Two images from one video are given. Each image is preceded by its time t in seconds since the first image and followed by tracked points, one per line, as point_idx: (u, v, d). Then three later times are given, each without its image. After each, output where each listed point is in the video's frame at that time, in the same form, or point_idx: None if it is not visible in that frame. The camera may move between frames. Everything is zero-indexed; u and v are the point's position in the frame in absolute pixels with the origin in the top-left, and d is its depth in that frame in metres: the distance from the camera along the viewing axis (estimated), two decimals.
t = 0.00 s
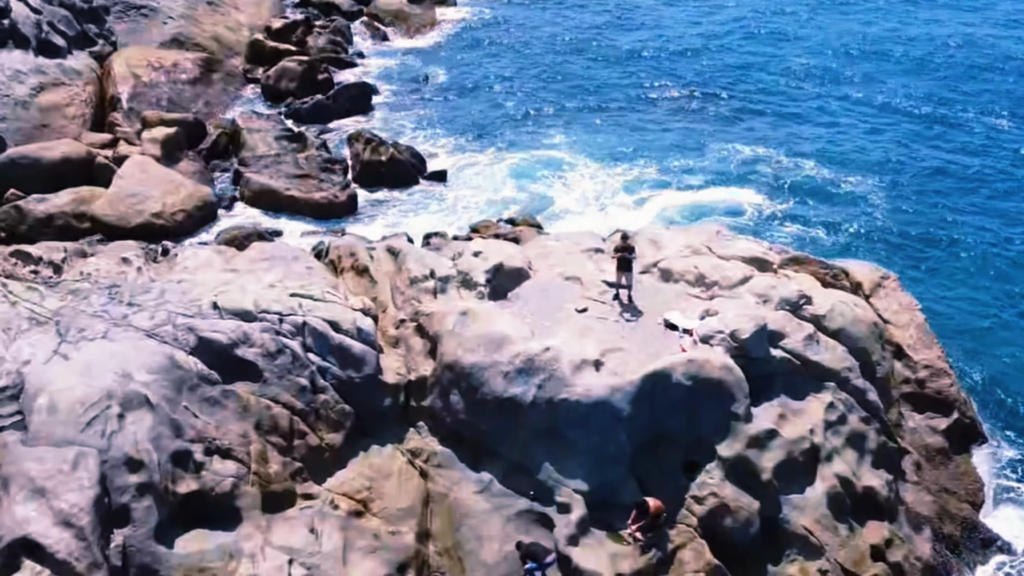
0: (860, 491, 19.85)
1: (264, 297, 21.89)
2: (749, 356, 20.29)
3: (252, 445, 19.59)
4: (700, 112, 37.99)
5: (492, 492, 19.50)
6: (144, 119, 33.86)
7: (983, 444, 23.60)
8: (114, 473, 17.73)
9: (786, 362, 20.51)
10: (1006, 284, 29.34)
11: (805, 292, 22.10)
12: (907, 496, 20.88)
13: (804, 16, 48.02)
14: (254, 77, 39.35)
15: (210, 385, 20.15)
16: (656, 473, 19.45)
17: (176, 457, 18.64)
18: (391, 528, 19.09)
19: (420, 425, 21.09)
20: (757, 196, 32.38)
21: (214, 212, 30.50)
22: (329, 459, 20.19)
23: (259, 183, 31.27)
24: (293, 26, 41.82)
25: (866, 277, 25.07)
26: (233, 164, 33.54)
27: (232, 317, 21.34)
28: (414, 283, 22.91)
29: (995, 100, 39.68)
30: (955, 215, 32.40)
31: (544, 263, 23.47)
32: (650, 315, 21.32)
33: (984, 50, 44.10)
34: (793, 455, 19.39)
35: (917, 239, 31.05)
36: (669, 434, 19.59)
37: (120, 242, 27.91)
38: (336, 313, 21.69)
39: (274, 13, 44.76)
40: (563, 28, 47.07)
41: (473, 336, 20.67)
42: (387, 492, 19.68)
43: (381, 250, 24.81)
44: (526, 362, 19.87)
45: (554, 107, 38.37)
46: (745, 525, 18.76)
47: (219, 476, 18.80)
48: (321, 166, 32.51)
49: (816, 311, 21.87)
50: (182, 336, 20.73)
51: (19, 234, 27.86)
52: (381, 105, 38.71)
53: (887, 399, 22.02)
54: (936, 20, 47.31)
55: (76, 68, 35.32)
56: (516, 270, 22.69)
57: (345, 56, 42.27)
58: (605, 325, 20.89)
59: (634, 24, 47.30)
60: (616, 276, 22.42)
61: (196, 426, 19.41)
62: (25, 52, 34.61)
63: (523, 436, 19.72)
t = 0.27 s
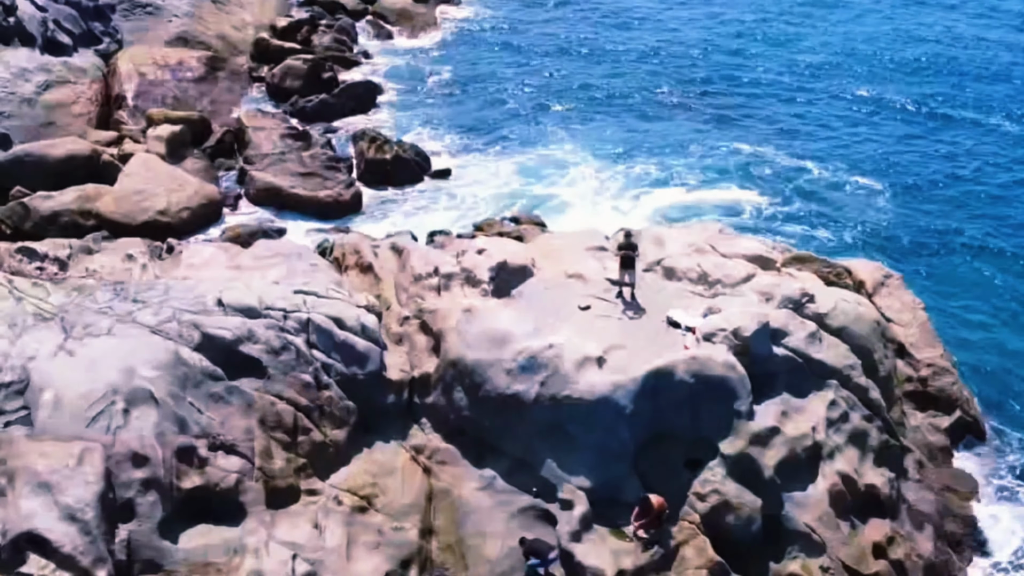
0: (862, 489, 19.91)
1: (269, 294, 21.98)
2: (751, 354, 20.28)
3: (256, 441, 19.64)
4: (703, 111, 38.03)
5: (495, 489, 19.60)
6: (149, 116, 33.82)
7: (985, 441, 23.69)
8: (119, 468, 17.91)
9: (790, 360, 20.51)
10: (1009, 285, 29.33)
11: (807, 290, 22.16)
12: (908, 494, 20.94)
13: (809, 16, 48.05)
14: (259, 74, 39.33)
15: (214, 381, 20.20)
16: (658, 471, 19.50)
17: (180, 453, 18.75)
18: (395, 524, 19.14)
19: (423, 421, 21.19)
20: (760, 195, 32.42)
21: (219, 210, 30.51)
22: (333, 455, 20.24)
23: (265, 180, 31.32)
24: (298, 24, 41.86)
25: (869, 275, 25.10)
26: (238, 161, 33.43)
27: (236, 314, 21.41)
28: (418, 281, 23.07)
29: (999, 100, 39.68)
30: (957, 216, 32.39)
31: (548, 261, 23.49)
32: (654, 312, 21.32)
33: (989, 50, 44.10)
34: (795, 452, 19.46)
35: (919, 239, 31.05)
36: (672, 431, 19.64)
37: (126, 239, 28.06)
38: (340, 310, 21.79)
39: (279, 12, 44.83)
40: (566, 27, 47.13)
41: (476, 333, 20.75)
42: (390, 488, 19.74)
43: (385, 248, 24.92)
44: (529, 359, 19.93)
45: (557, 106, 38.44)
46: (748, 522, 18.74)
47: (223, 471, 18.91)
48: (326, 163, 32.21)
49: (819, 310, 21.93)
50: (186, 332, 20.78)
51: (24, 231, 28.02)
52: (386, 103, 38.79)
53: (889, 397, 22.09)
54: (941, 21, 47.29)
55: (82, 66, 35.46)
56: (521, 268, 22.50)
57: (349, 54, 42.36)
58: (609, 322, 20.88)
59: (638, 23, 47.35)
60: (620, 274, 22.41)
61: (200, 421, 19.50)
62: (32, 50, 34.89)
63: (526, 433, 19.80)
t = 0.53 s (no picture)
0: (866, 488, 19.94)
1: (276, 291, 22.11)
2: (755, 352, 20.38)
3: (263, 436, 19.77)
4: (709, 111, 38.06)
5: (500, 485, 19.74)
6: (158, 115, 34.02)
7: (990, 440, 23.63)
8: (127, 463, 18.20)
9: (794, 359, 20.55)
10: (1015, 286, 29.32)
11: (812, 289, 22.16)
12: (913, 493, 20.95)
13: (816, 18, 47.99)
14: (268, 73, 39.50)
15: (222, 377, 20.35)
16: (662, 469, 19.56)
17: (187, 448, 18.94)
18: (400, 520, 19.29)
19: (428, 418, 21.29)
20: (765, 194, 32.47)
21: (226, 207, 30.67)
22: (338, 452, 20.35)
23: (272, 178, 31.38)
24: (306, 23, 41.99)
25: (875, 275, 25.03)
26: (247, 159, 33.62)
27: (244, 310, 21.53)
28: (424, 278, 23.20)
29: (1005, 101, 39.66)
30: (964, 216, 32.38)
31: (553, 259, 23.55)
32: (659, 311, 21.36)
33: (997, 52, 44.05)
34: (799, 451, 19.51)
35: (925, 239, 31.04)
36: (676, 430, 19.70)
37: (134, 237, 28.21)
38: (346, 307, 21.89)
39: (287, 11, 44.98)
40: (572, 27, 47.18)
41: (482, 330, 20.85)
42: (396, 484, 19.87)
43: (392, 246, 24.99)
44: (534, 357, 20.03)
45: (564, 105, 38.51)
46: (751, 520, 18.89)
47: (230, 466, 18.99)
48: (333, 162, 32.50)
49: (824, 309, 21.96)
50: (194, 329, 20.93)
51: (34, 229, 28.29)
52: (393, 102, 38.91)
53: (894, 397, 22.09)
54: (949, 22, 47.26)
55: (91, 65, 35.66)
56: (526, 266, 22.50)
57: (357, 53, 42.54)
58: (614, 321, 20.95)
59: (644, 23, 47.39)
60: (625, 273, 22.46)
61: (207, 417, 19.63)
62: (42, 48, 35.09)
63: (530, 431, 19.88)
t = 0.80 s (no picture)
0: (872, 488, 19.97)
1: (285, 288, 22.26)
2: (762, 352, 20.41)
3: (271, 432, 19.92)
4: (717, 111, 38.06)
5: (506, 483, 19.87)
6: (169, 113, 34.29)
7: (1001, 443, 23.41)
8: (136, 457, 18.34)
9: (800, 358, 20.58)
10: None
11: (820, 289, 22.17)
12: (919, 494, 20.99)
13: (826, 19, 47.94)
14: (279, 72, 39.62)
15: (231, 372, 20.53)
16: (668, 467, 19.65)
17: (196, 443, 19.11)
18: (406, 516, 19.42)
19: (436, 415, 21.44)
20: (773, 195, 32.48)
21: (237, 205, 30.87)
22: (346, 448, 20.53)
23: (282, 176, 31.54)
24: (317, 23, 42.15)
25: (883, 275, 25.10)
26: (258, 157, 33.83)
27: (253, 307, 21.70)
28: (432, 276, 23.27)
29: (1016, 103, 39.57)
30: (973, 218, 32.32)
31: (561, 258, 23.61)
32: (666, 310, 21.41)
33: (1007, 54, 43.95)
34: (805, 450, 19.55)
35: (934, 241, 30.99)
36: (682, 429, 19.79)
37: (146, 233, 28.39)
38: (355, 304, 22.03)
39: (298, 11, 45.15)
40: (581, 28, 47.23)
41: (489, 328, 20.94)
42: (403, 481, 20.00)
43: (400, 244, 25.11)
44: (540, 355, 20.12)
45: (572, 105, 38.56)
46: (757, 519, 18.93)
47: (238, 461, 19.15)
48: (344, 160, 32.59)
49: (831, 309, 21.97)
50: (203, 325, 21.12)
51: (47, 225, 28.50)
52: (404, 101, 39.05)
53: (900, 398, 22.09)
54: (961, 24, 47.14)
55: (104, 63, 35.90)
56: (534, 264, 22.63)
57: (368, 52, 42.70)
58: (621, 320, 21.01)
59: (653, 24, 47.40)
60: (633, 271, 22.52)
61: (216, 412, 19.79)
62: (56, 46, 35.37)
63: (537, 428, 20.00)
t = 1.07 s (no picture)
0: (878, 488, 20.00)
1: (295, 285, 22.44)
2: (769, 352, 20.44)
3: (280, 428, 20.12)
4: (727, 112, 38.04)
5: (513, 480, 20.01)
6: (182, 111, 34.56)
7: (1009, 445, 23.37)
8: (147, 451, 18.52)
9: (807, 359, 20.61)
10: None
11: (827, 289, 22.17)
12: (925, 494, 21.06)
13: (837, 20, 47.87)
14: (291, 70, 39.77)
15: (240, 368, 20.75)
16: (673, 466, 19.73)
17: (206, 438, 19.29)
18: (414, 512, 19.62)
19: (443, 412, 21.56)
20: (783, 196, 32.46)
21: (249, 203, 31.07)
22: (354, 444, 20.70)
23: (294, 174, 31.73)
24: (330, 22, 42.37)
25: (891, 276, 25.21)
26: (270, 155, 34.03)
27: (263, 304, 21.90)
28: (441, 274, 23.40)
29: None
30: (983, 221, 32.21)
31: (570, 257, 23.66)
32: (673, 309, 21.47)
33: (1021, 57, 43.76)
34: (811, 450, 19.60)
35: (943, 244, 30.92)
36: (688, 428, 19.84)
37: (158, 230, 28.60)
38: (364, 302, 22.20)
39: (311, 10, 45.34)
40: (592, 28, 47.27)
41: (497, 326, 21.03)
42: (410, 477, 20.21)
43: (410, 242, 25.26)
44: (547, 353, 20.21)
45: (582, 105, 38.61)
46: (762, 518, 19.02)
47: (247, 456, 19.35)
48: (355, 159, 32.76)
49: (838, 309, 21.99)
50: (214, 321, 21.32)
51: (61, 222, 28.74)
52: (415, 100, 39.20)
53: (907, 399, 22.10)
54: (975, 27, 46.95)
55: (119, 61, 36.18)
56: (542, 263, 22.74)
57: (380, 52, 42.91)
58: (628, 319, 21.10)
59: (663, 24, 47.41)
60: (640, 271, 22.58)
61: (226, 408, 19.97)
62: (71, 44, 35.66)
63: (544, 426, 20.09)
